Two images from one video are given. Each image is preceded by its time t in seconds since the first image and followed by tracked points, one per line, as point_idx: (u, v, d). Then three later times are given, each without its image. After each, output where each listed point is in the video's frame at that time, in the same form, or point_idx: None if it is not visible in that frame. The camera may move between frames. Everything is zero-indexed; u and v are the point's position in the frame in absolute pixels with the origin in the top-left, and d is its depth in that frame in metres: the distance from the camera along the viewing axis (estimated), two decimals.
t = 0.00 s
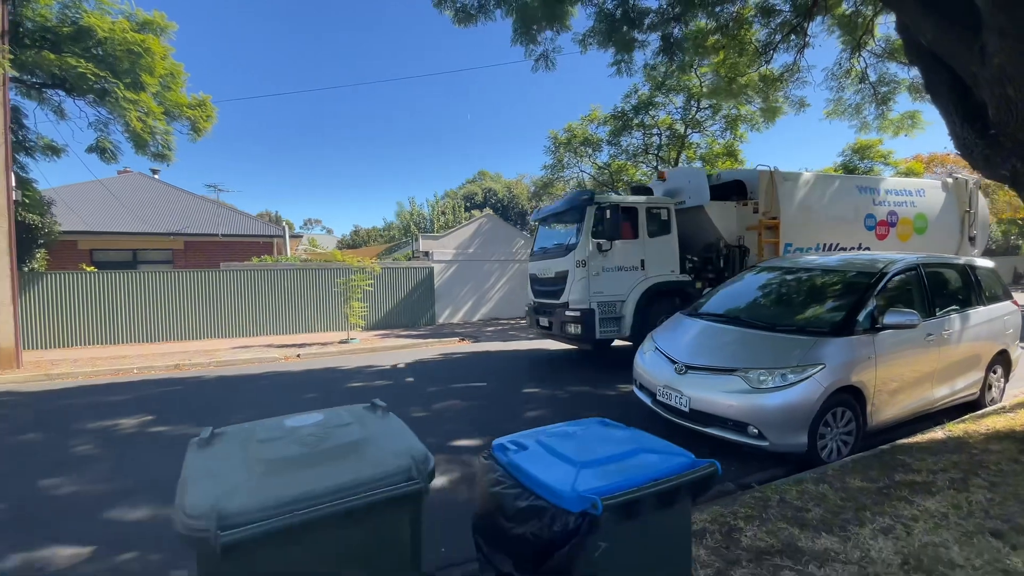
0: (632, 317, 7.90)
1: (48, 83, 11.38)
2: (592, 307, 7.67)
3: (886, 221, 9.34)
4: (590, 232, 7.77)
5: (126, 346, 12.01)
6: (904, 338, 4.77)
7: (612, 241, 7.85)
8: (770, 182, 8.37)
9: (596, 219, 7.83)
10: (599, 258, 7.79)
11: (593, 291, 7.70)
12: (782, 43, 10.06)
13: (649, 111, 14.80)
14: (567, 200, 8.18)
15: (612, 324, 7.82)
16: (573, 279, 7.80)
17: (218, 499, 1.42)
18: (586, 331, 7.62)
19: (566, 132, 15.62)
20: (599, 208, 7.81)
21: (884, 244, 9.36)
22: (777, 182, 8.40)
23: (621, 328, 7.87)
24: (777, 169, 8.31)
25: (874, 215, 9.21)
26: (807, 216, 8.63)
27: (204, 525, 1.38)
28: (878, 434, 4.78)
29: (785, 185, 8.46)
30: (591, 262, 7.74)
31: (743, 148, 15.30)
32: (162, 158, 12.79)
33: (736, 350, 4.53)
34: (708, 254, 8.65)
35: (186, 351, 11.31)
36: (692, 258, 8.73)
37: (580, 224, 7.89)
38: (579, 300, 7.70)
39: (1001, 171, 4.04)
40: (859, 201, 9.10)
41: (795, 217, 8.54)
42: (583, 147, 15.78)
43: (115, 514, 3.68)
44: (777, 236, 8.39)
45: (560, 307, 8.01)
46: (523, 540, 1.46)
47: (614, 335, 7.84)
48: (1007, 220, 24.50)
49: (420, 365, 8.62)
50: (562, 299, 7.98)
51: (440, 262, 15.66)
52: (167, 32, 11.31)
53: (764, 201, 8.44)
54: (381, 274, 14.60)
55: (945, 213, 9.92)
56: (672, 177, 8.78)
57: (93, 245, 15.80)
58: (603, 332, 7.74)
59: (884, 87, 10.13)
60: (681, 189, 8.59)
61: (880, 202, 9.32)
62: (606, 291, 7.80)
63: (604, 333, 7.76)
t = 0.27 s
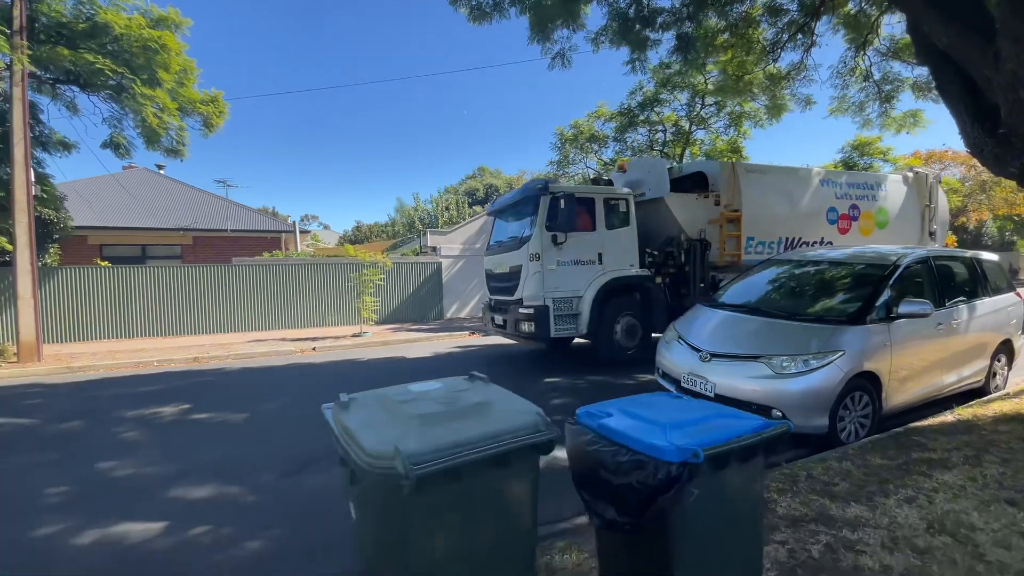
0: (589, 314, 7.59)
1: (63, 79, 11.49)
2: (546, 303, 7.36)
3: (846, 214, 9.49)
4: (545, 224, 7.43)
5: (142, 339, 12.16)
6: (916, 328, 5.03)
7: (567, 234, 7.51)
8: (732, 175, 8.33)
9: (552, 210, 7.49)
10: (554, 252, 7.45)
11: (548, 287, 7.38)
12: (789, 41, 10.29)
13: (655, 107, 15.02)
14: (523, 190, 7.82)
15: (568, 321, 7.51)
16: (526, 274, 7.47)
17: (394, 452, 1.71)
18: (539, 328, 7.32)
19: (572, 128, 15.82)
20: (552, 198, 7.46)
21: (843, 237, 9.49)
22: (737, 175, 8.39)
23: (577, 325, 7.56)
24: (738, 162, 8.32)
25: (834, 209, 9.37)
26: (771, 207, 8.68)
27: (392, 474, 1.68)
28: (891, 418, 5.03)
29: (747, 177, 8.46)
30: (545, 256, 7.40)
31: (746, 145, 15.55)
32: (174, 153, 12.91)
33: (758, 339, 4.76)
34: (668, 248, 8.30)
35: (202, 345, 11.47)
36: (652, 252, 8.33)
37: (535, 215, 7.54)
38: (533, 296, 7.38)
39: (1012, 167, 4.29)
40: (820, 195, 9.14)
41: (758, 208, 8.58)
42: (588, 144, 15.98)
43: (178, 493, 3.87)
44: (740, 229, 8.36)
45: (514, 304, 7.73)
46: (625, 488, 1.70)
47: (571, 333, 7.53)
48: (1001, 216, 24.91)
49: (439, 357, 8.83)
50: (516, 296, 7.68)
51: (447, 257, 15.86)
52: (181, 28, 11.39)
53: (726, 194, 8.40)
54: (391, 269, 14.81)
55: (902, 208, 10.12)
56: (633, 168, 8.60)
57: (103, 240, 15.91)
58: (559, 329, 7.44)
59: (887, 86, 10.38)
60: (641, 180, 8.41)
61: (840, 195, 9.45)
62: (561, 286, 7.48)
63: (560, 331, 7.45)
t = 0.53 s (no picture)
0: (551, 317, 7.20)
1: (77, 76, 11.58)
2: (503, 305, 6.98)
3: (811, 211, 9.31)
4: (502, 218, 7.03)
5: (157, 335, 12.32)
6: (926, 321, 5.32)
7: (525, 229, 7.13)
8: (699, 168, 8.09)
9: (510, 201, 7.10)
10: (512, 249, 7.07)
11: (505, 288, 7.00)
12: (793, 44, 10.57)
13: (658, 107, 15.28)
14: (478, 180, 7.40)
15: (527, 324, 7.14)
16: (482, 274, 7.08)
17: (533, 420, 1.66)
18: (496, 332, 6.93)
19: (577, 127, 16.06)
20: (508, 188, 7.07)
21: (809, 234, 9.33)
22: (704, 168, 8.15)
23: (538, 328, 7.18)
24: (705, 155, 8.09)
25: (799, 205, 9.16)
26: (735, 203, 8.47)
27: (536, 443, 1.62)
28: (902, 406, 5.32)
29: (713, 171, 8.23)
30: (502, 253, 7.01)
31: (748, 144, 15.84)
32: (186, 150, 13.02)
33: (778, 331, 5.04)
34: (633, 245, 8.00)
35: (219, 340, 11.65)
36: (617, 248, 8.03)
37: (492, 208, 7.14)
38: (489, 297, 6.99)
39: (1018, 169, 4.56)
40: (787, 191, 8.97)
41: (722, 204, 8.37)
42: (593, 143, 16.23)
43: (240, 477, 4.09)
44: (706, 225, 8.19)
45: (469, 306, 7.34)
46: (710, 456, 1.98)
47: (531, 336, 7.16)
48: (994, 214, 25.34)
49: (458, 353, 9.09)
50: (471, 297, 7.28)
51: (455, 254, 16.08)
52: (195, 26, 11.46)
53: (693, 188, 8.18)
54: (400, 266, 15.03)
55: (868, 203, 9.99)
56: (595, 159, 8.25)
57: (112, 238, 16.03)
58: (517, 332, 7.06)
59: (889, 86, 10.67)
60: (605, 172, 8.09)
61: (806, 191, 9.26)
62: (519, 287, 7.10)
63: (518, 335, 7.07)
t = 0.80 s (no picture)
0: (505, 320, 6.66)
1: (87, 76, 11.74)
2: (453, 308, 6.40)
3: (771, 209, 9.15)
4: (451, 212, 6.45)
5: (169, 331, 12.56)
6: (915, 313, 5.72)
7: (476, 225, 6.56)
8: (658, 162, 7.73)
9: (460, 194, 6.53)
10: (463, 247, 6.51)
11: (455, 289, 6.41)
12: (788, 49, 10.98)
13: (656, 108, 15.68)
14: (425, 170, 6.80)
15: (480, 328, 6.60)
16: (430, 273, 6.48)
17: (601, 386, 2.00)
18: (445, 337, 6.35)
19: (576, 127, 16.43)
20: (459, 179, 6.53)
21: (768, 232, 9.16)
22: (664, 162, 7.81)
23: (491, 332, 6.65)
24: (665, 148, 7.73)
25: (759, 203, 8.99)
26: (695, 198, 8.19)
27: (605, 404, 1.96)
28: (893, 393, 5.72)
29: (673, 165, 7.93)
30: (451, 251, 6.44)
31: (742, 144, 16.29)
32: (194, 149, 13.21)
33: (780, 322, 5.42)
34: (593, 241, 7.61)
35: (229, 336, 11.90)
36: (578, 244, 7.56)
37: (440, 200, 6.59)
38: (437, 300, 6.40)
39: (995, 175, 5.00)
40: (749, 187, 8.77)
41: (683, 200, 8.11)
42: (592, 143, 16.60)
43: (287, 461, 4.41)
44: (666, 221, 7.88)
45: (417, 309, 6.76)
46: (741, 419, 2.31)
47: (484, 340, 6.64)
48: (978, 212, 26.03)
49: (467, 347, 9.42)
50: (419, 298, 6.68)
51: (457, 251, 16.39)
52: (205, 28, 11.67)
53: (653, 182, 7.80)
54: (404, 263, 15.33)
55: (825, 202, 9.92)
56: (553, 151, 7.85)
57: (116, 235, 16.18)
58: (468, 338, 6.51)
59: (879, 91, 11.12)
60: (563, 164, 7.70)
61: (766, 188, 9.08)
62: (470, 287, 6.52)
63: (469, 340, 6.51)
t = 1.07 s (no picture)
0: (454, 328, 6.36)
1: (90, 79, 11.83)
2: (396, 317, 6.06)
3: (733, 210, 9.28)
4: (394, 209, 6.17)
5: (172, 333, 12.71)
6: (900, 312, 6.08)
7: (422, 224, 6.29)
8: (619, 161, 7.63)
9: (403, 189, 6.24)
10: (406, 249, 6.24)
11: (398, 295, 6.11)
12: (778, 59, 11.39)
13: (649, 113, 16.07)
14: (366, 163, 6.47)
15: (427, 337, 6.29)
16: (368, 278, 6.13)
17: (635, 371, 2.29)
18: (387, 349, 5.97)
19: (571, 132, 16.79)
20: (404, 174, 6.22)
21: (730, 233, 9.30)
22: (625, 162, 7.71)
23: (440, 341, 6.35)
24: (627, 145, 7.63)
25: (721, 203, 9.11)
26: (658, 199, 8.17)
27: (639, 387, 2.26)
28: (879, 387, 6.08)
29: (635, 165, 7.87)
30: (393, 253, 6.14)
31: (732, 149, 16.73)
32: (196, 152, 13.37)
33: (775, 321, 5.76)
34: (550, 244, 7.38)
35: (232, 337, 12.09)
36: (534, 247, 7.28)
37: (383, 195, 6.23)
38: (378, 307, 6.06)
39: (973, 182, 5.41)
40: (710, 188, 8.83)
41: (646, 202, 8.06)
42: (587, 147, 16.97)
43: (314, 452, 4.67)
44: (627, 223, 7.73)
45: (356, 318, 6.36)
46: (752, 401, 2.60)
47: (431, 351, 6.32)
48: (960, 215, 26.76)
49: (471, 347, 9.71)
50: (358, 306, 6.31)
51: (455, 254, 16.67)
52: (210, 33, 11.86)
53: (614, 182, 7.69)
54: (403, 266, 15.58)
55: (782, 203, 10.18)
56: (510, 147, 7.63)
57: (115, 237, 16.27)
58: (413, 349, 6.18)
59: (864, 99, 11.55)
60: (520, 162, 7.51)
61: (726, 190, 9.18)
62: (415, 294, 6.22)
63: (414, 350, 6.18)
